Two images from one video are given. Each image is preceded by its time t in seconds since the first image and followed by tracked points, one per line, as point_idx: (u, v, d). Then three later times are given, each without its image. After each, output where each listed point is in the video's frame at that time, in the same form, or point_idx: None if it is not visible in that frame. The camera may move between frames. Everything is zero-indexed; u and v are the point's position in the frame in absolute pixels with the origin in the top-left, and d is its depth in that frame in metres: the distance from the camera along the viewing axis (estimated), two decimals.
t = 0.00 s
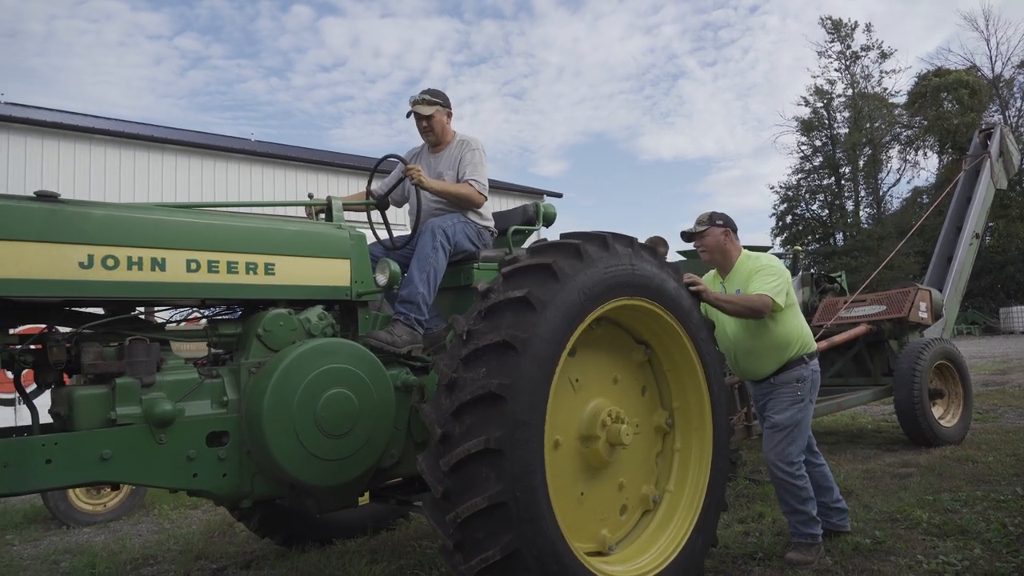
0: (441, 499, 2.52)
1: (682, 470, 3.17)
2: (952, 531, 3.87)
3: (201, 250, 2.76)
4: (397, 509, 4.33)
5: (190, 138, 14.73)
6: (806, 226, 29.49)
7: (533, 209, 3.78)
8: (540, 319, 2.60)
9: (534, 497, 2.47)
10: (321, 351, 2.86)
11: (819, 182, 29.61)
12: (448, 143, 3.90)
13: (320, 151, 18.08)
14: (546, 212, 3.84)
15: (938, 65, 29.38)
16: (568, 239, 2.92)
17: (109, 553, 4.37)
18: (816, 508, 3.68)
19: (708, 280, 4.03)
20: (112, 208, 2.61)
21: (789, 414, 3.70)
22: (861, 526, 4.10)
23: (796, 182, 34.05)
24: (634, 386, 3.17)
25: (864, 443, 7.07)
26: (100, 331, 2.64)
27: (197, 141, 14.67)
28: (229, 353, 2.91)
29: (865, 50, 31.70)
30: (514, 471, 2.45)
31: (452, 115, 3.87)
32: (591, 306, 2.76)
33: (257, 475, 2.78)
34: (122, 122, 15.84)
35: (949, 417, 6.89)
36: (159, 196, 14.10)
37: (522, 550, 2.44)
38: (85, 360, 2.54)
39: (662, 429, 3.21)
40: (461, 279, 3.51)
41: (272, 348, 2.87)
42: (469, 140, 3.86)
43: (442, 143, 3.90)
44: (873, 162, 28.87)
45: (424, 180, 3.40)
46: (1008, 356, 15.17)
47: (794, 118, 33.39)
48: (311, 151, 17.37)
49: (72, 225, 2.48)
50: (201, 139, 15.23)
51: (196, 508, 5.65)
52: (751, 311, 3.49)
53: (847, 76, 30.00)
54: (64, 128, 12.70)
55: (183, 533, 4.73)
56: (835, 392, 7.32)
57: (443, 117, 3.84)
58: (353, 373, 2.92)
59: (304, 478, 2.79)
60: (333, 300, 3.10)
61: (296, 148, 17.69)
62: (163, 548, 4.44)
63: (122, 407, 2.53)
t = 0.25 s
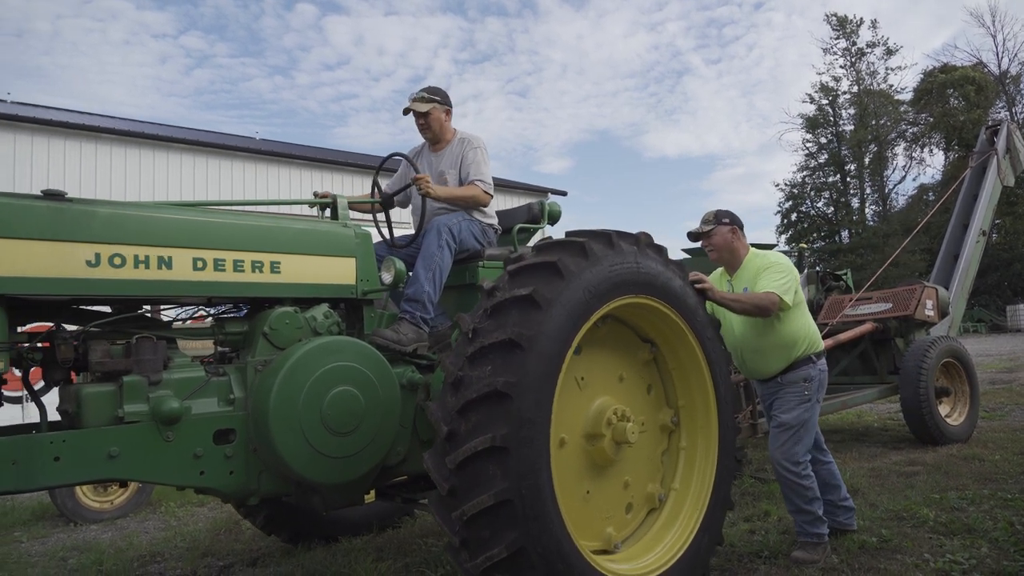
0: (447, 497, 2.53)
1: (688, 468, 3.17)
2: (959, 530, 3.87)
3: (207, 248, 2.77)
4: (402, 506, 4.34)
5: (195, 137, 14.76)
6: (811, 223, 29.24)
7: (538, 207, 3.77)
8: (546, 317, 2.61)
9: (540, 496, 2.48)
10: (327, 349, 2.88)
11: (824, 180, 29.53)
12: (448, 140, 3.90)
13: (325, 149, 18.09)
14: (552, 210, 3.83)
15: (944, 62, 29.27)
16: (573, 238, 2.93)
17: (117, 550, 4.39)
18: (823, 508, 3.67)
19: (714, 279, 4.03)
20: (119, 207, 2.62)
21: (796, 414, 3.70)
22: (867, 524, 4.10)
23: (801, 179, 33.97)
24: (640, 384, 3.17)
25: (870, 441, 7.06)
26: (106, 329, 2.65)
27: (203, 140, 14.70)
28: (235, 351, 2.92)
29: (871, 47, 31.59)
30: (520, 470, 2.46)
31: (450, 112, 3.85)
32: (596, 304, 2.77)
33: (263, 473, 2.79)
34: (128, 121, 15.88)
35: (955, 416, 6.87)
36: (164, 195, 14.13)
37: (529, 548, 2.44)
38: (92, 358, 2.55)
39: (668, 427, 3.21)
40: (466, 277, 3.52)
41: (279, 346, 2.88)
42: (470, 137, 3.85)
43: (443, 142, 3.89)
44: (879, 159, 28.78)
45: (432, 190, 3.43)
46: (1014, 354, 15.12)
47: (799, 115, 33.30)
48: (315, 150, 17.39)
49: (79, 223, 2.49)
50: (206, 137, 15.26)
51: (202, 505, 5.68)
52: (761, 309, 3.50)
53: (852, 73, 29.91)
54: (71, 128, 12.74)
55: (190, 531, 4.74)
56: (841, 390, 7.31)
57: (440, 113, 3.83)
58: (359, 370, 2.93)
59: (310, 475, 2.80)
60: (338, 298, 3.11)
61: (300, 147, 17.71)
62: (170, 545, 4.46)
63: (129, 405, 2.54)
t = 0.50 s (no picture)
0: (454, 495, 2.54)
1: (694, 466, 3.17)
2: (967, 528, 3.86)
3: (215, 247, 2.78)
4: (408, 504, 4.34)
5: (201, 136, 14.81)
6: (817, 221, 29.26)
7: (545, 206, 3.77)
8: (553, 315, 2.61)
9: (547, 495, 2.49)
10: (335, 347, 2.89)
11: (830, 177, 29.44)
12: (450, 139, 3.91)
13: (330, 148, 18.13)
14: (558, 209, 3.83)
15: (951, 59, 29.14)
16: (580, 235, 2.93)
17: (125, 547, 4.41)
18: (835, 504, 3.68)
19: (724, 274, 4.03)
20: (127, 205, 2.63)
21: (811, 409, 3.70)
22: (874, 522, 4.09)
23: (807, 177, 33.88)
24: (647, 381, 3.17)
25: (877, 439, 7.04)
26: (115, 327, 2.67)
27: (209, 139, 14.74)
28: (243, 349, 2.93)
29: (877, 43, 31.48)
30: (527, 468, 2.46)
31: (450, 113, 3.87)
32: (603, 303, 2.77)
33: (270, 470, 2.80)
34: (134, 121, 15.95)
35: (962, 414, 6.85)
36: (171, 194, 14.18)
37: (536, 546, 2.45)
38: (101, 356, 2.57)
39: (674, 425, 3.22)
40: (473, 275, 3.52)
41: (286, 345, 2.89)
42: (473, 135, 3.86)
43: (446, 142, 3.90)
44: (885, 156, 28.69)
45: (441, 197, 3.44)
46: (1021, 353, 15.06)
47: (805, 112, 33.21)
48: (321, 149, 17.43)
49: (88, 221, 2.50)
50: (212, 136, 15.30)
51: (209, 503, 5.70)
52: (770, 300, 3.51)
53: (859, 70, 29.81)
54: (79, 127, 12.80)
55: (198, 528, 4.76)
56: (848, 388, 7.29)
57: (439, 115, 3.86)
58: (366, 368, 2.94)
59: (316, 473, 2.81)
60: (346, 297, 3.12)
61: (306, 146, 17.73)
62: (178, 542, 4.48)
63: (138, 402, 2.56)
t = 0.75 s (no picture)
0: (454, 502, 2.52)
1: (695, 460, 3.15)
2: (972, 526, 3.83)
3: (211, 244, 2.76)
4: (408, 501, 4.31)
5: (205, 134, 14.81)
6: (822, 219, 29.15)
7: (544, 203, 3.74)
8: (548, 317, 2.60)
9: (547, 498, 2.48)
10: (332, 345, 2.87)
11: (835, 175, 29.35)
12: (451, 135, 3.88)
13: (334, 146, 18.12)
14: (558, 206, 3.79)
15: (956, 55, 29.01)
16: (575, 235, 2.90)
17: (130, 544, 4.40)
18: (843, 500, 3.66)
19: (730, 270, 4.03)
20: (123, 202, 2.61)
21: (824, 404, 3.68)
22: (879, 520, 4.06)
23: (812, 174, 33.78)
24: (646, 378, 3.15)
25: (881, 437, 7.00)
26: (111, 325, 2.65)
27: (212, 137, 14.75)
28: (240, 347, 2.91)
29: (882, 40, 31.36)
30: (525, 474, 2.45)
31: (451, 109, 3.85)
32: (599, 302, 2.75)
33: (267, 469, 2.79)
34: (138, 119, 15.96)
35: (967, 412, 6.81)
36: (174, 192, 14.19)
37: (535, 552, 2.44)
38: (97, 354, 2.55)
39: (674, 420, 3.19)
40: (472, 273, 3.49)
41: (283, 342, 2.87)
42: (474, 132, 3.83)
43: (446, 139, 3.88)
44: (890, 154, 28.58)
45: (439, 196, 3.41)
46: None
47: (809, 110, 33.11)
48: (324, 146, 17.42)
49: (83, 219, 2.48)
50: (215, 134, 15.31)
51: (214, 500, 5.69)
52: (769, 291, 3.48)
53: (864, 67, 29.70)
54: (83, 125, 12.81)
55: (202, 525, 4.75)
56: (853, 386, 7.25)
57: (440, 110, 3.84)
58: (363, 366, 2.92)
59: (313, 472, 2.80)
60: (344, 294, 3.10)
61: (310, 143, 17.72)
62: (183, 539, 4.47)
63: (134, 400, 2.54)
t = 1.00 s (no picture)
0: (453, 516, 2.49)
1: (697, 454, 3.12)
2: (980, 526, 3.78)
3: (205, 242, 2.73)
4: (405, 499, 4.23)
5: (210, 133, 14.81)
6: (828, 217, 28.98)
7: (544, 201, 3.70)
8: (541, 326, 2.55)
9: (545, 505, 2.46)
10: (327, 344, 2.85)
11: (841, 173, 29.19)
12: (450, 134, 3.84)
13: (339, 145, 18.10)
14: (557, 203, 3.76)
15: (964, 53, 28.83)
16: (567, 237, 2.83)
17: (138, 541, 4.38)
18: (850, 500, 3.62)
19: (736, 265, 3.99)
20: (116, 199, 2.59)
21: (831, 403, 3.64)
22: (886, 520, 4.01)
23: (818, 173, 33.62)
24: (644, 375, 3.10)
25: (888, 437, 6.94)
26: (104, 323, 2.62)
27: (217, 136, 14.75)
28: (235, 345, 2.88)
29: (889, 38, 31.19)
30: (524, 487, 2.42)
31: (451, 108, 3.81)
32: (593, 306, 2.69)
33: (262, 469, 2.76)
34: (144, 118, 15.97)
35: (975, 411, 6.75)
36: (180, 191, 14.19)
37: (537, 566, 2.42)
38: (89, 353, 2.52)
39: (674, 414, 3.15)
40: (471, 272, 3.45)
41: (279, 341, 2.85)
42: (474, 131, 3.79)
43: (446, 138, 3.84)
44: (897, 152, 28.42)
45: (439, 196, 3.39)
46: None
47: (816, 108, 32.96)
48: (329, 145, 17.41)
49: (75, 215, 2.46)
50: (221, 133, 15.33)
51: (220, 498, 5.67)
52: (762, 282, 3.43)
53: (870, 65, 29.55)
54: (88, 124, 12.82)
55: (209, 523, 4.73)
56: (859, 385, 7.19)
57: (439, 109, 3.80)
58: (360, 366, 2.90)
59: (309, 472, 2.78)
60: (340, 293, 3.07)
61: (315, 142, 17.71)
62: (190, 536, 4.45)
63: (127, 400, 2.52)
